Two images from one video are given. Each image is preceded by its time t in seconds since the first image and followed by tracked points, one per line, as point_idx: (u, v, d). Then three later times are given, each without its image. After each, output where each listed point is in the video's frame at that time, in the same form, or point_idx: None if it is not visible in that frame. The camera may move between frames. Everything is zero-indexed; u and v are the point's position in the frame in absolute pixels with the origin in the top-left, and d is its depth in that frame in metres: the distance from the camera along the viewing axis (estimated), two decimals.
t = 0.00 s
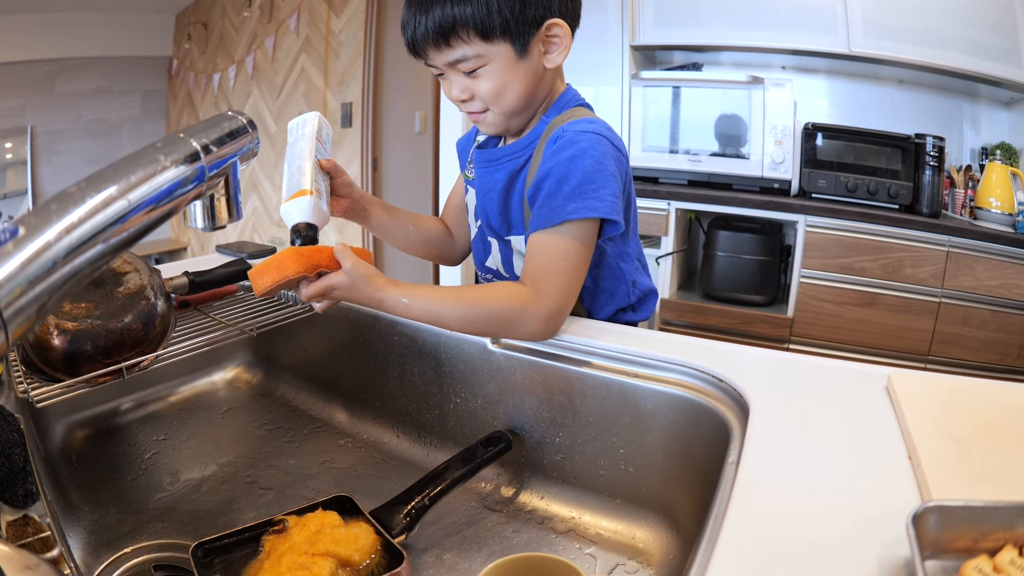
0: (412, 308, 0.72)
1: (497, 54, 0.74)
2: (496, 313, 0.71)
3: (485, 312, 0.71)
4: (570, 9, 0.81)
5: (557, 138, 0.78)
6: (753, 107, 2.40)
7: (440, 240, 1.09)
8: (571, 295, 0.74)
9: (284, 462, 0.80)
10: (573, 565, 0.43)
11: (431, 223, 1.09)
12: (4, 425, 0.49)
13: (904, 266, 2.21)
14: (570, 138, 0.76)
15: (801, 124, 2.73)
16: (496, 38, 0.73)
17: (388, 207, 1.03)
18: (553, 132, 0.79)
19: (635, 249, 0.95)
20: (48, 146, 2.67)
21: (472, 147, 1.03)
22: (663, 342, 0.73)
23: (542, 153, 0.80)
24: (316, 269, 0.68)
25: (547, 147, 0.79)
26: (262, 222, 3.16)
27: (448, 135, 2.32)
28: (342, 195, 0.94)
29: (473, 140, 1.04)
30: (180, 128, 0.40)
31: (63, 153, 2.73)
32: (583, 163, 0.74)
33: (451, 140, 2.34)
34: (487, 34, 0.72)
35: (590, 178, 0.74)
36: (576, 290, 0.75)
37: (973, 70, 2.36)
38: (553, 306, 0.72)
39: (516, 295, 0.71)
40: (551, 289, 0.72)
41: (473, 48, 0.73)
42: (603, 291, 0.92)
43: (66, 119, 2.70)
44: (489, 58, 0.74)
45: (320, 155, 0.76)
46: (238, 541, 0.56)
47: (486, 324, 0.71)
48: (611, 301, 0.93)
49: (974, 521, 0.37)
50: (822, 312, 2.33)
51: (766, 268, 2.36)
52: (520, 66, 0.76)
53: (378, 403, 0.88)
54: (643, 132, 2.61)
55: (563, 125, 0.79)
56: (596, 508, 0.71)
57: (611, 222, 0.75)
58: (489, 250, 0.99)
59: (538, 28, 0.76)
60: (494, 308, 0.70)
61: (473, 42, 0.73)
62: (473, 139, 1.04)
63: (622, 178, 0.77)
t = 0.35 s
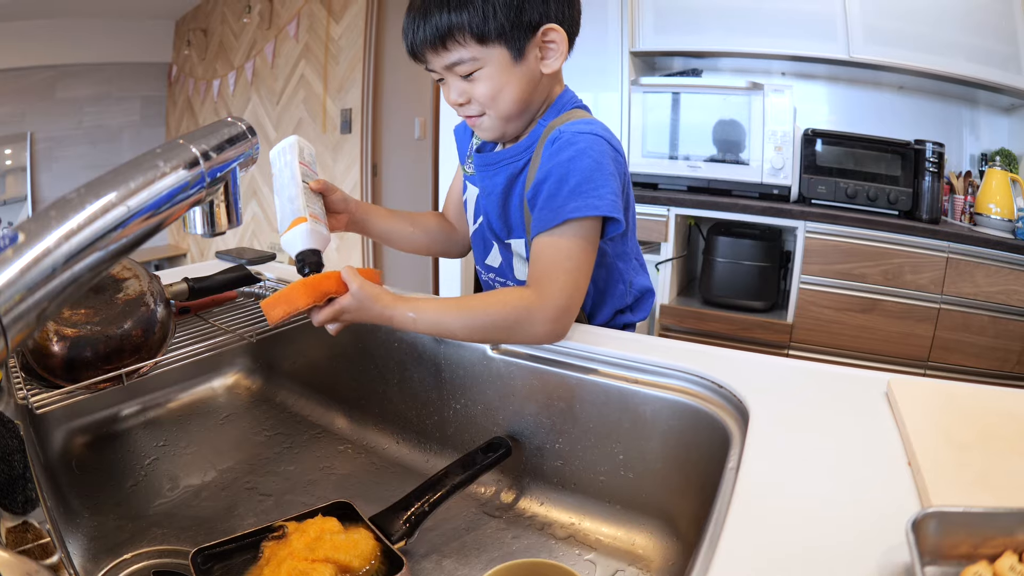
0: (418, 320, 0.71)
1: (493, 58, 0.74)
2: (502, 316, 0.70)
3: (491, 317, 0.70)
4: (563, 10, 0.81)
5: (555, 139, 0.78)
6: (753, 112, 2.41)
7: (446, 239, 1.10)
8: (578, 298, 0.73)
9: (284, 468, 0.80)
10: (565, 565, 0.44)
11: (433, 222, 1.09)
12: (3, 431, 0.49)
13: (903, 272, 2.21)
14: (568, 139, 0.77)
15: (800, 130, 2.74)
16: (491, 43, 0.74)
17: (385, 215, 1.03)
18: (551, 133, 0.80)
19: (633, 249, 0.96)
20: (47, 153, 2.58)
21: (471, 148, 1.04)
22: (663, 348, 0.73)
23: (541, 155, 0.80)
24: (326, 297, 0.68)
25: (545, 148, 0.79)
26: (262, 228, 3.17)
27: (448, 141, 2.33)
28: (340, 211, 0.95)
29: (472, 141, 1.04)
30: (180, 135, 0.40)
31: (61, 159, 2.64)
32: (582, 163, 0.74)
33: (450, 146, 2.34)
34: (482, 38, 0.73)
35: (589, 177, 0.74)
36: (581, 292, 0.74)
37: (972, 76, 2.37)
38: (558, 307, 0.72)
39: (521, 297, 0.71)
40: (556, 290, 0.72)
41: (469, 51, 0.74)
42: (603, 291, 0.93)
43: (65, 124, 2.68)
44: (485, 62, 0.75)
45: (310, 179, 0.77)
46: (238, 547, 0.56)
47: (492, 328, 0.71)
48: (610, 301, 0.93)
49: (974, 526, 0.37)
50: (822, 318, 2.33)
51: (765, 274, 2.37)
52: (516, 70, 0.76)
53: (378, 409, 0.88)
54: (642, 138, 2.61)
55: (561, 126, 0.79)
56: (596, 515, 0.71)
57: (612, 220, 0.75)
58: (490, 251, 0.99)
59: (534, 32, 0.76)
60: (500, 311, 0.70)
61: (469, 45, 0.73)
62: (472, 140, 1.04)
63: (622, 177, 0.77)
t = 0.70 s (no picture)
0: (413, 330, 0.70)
1: (490, 62, 0.75)
2: (497, 325, 0.70)
3: (487, 326, 0.70)
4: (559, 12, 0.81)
5: (554, 148, 0.78)
6: (753, 116, 2.41)
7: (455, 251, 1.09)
8: (573, 307, 0.74)
9: (284, 472, 0.80)
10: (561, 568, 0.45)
11: (440, 238, 1.09)
12: (3, 435, 0.50)
13: (903, 276, 2.21)
14: (567, 148, 0.77)
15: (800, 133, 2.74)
16: (488, 46, 0.74)
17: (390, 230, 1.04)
18: (550, 142, 0.80)
19: (633, 256, 0.96)
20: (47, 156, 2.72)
21: (473, 155, 1.04)
22: (663, 353, 0.73)
23: (540, 163, 0.80)
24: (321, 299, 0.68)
25: (544, 157, 0.80)
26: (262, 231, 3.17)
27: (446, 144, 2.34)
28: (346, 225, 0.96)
29: (474, 150, 1.04)
30: (180, 138, 0.40)
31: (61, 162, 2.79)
32: (581, 172, 0.74)
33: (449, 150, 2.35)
34: (479, 42, 0.73)
35: (588, 187, 0.74)
36: (577, 301, 0.74)
37: (972, 80, 2.38)
38: (553, 316, 0.71)
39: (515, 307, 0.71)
40: (551, 299, 0.72)
41: (466, 55, 0.74)
42: (603, 299, 0.92)
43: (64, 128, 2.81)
44: (482, 66, 0.75)
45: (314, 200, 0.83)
46: (238, 551, 0.56)
47: (487, 337, 0.70)
48: (610, 309, 0.93)
49: (974, 531, 0.37)
50: (821, 322, 2.33)
51: (765, 278, 2.36)
52: (513, 74, 0.76)
53: (378, 413, 0.88)
54: (642, 141, 2.62)
55: (562, 135, 0.79)
56: (596, 518, 0.71)
57: (611, 230, 0.75)
58: (490, 258, 0.99)
59: (531, 35, 0.76)
60: (495, 320, 0.70)
61: (466, 48, 0.74)
62: (474, 148, 1.04)
63: (621, 187, 0.78)
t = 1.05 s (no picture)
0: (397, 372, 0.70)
1: (481, 61, 0.75)
2: (471, 344, 0.69)
3: (462, 347, 0.69)
4: (557, 15, 0.81)
5: (541, 156, 0.78)
6: (753, 119, 2.42)
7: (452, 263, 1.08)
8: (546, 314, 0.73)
9: (284, 474, 0.80)
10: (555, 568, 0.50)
11: (440, 248, 1.09)
12: (3, 438, 0.50)
13: (903, 278, 2.21)
14: (553, 157, 0.77)
15: (800, 136, 2.75)
16: (479, 45, 0.74)
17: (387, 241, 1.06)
18: (539, 150, 0.80)
19: (629, 260, 0.95)
20: (48, 159, 2.79)
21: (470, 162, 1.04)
22: (663, 356, 0.73)
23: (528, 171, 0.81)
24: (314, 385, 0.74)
25: (532, 165, 0.80)
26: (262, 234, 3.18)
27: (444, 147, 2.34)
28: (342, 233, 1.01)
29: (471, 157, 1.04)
30: (180, 141, 0.40)
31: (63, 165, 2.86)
32: (565, 182, 0.74)
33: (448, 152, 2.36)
34: (471, 40, 0.74)
35: (571, 198, 0.74)
36: (551, 307, 0.74)
37: (972, 83, 2.38)
38: (524, 322, 0.71)
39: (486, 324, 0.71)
40: (521, 306, 0.72)
41: (457, 52, 0.75)
42: (602, 303, 0.92)
43: (65, 131, 2.85)
44: (473, 64, 0.75)
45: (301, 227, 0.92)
46: (238, 553, 0.56)
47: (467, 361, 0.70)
48: (610, 313, 0.93)
49: (975, 533, 0.37)
50: (821, 324, 2.33)
51: (765, 280, 2.37)
52: (504, 75, 0.77)
53: (377, 416, 0.88)
54: (642, 144, 2.62)
55: (549, 144, 0.79)
56: (595, 520, 0.71)
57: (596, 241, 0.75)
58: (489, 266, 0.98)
59: (524, 39, 0.77)
60: (468, 339, 0.69)
61: (457, 46, 0.74)
62: (471, 155, 1.04)
63: (609, 197, 0.77)
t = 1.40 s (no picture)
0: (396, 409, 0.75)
1: (493, 54, 0.76)
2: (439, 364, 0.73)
3: (434, 368, 0.73)
4: (569, 26, 0.85)
5: (520, 160, 0.82)
6: (753, 120, 2.42)
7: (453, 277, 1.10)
8: (501, 306, 0.75)
9: (284, 476, 0.80)
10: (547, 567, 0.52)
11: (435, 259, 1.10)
12: (2, 439, 0.50)
13: (903, 280, 2.22)
14: (530, 160, 0.81)
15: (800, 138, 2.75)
16: (495, 39, 0.76)
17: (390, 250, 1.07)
18: (518, 155, 0.84)
19: (616, 263, 0.96)
20: (47, 160, 2.82)
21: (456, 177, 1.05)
22: (663, 357, 0.73)
23: (508, 176, 0.84)
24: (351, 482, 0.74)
25: (512, 170, 0.84)
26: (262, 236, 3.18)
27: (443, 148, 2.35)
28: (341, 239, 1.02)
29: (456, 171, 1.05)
30: (180, 143, 0.40)
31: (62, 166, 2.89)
32: (537, 187, 0.79)
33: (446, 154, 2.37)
34: (490, 33, 0.75)
35: (541, 202, 0.78)
36: (499, 297, 0.76)
37: (971, 85, 2.38)
38: (476, 319, 0.73)
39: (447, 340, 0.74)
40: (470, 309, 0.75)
41: (472, 41, 0.75)
42: (598, 308, 0.93)
43: (65, 133, 2.88)
44: (484, 55, 0.76)
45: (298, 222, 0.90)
46: (238, 555, 0.55)
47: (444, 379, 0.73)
48: (605, 317, 0.93)
49: (975, 536, 0.37)
50: (821, 327, 2.33)
51: (764, 282, 2.37)
52: (511, 73, 0.78)
53: (378, 419, 0.88)
54: (642, 146, 2.62)
55: (526, 149, 0.83)
56: (595, 523, 0.71)
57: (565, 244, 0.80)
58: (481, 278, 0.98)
59: (537, 40, 0.79)
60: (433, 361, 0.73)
61: (473, 34, 0.75)
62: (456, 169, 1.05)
63: (583, 200, 0.81)
